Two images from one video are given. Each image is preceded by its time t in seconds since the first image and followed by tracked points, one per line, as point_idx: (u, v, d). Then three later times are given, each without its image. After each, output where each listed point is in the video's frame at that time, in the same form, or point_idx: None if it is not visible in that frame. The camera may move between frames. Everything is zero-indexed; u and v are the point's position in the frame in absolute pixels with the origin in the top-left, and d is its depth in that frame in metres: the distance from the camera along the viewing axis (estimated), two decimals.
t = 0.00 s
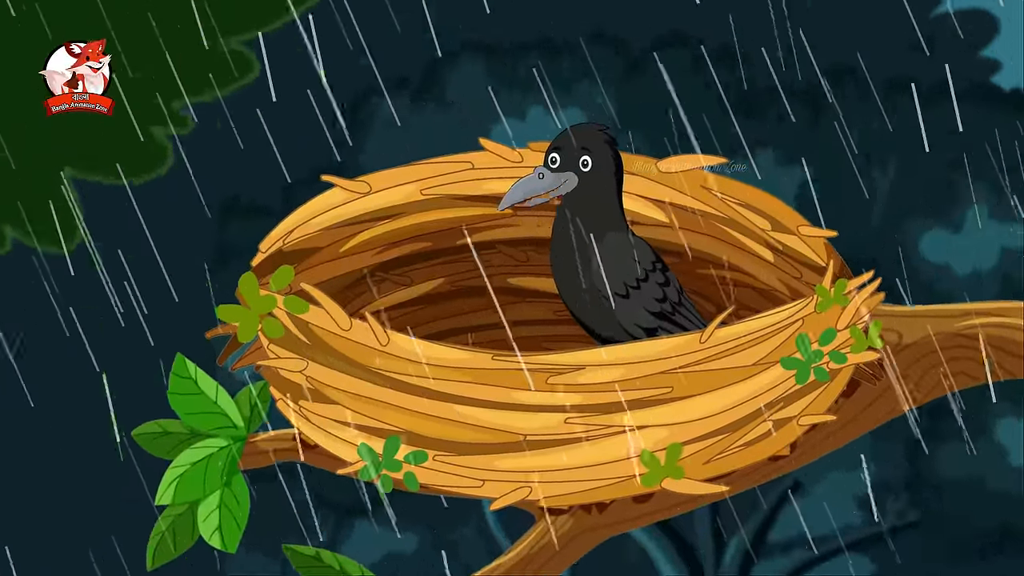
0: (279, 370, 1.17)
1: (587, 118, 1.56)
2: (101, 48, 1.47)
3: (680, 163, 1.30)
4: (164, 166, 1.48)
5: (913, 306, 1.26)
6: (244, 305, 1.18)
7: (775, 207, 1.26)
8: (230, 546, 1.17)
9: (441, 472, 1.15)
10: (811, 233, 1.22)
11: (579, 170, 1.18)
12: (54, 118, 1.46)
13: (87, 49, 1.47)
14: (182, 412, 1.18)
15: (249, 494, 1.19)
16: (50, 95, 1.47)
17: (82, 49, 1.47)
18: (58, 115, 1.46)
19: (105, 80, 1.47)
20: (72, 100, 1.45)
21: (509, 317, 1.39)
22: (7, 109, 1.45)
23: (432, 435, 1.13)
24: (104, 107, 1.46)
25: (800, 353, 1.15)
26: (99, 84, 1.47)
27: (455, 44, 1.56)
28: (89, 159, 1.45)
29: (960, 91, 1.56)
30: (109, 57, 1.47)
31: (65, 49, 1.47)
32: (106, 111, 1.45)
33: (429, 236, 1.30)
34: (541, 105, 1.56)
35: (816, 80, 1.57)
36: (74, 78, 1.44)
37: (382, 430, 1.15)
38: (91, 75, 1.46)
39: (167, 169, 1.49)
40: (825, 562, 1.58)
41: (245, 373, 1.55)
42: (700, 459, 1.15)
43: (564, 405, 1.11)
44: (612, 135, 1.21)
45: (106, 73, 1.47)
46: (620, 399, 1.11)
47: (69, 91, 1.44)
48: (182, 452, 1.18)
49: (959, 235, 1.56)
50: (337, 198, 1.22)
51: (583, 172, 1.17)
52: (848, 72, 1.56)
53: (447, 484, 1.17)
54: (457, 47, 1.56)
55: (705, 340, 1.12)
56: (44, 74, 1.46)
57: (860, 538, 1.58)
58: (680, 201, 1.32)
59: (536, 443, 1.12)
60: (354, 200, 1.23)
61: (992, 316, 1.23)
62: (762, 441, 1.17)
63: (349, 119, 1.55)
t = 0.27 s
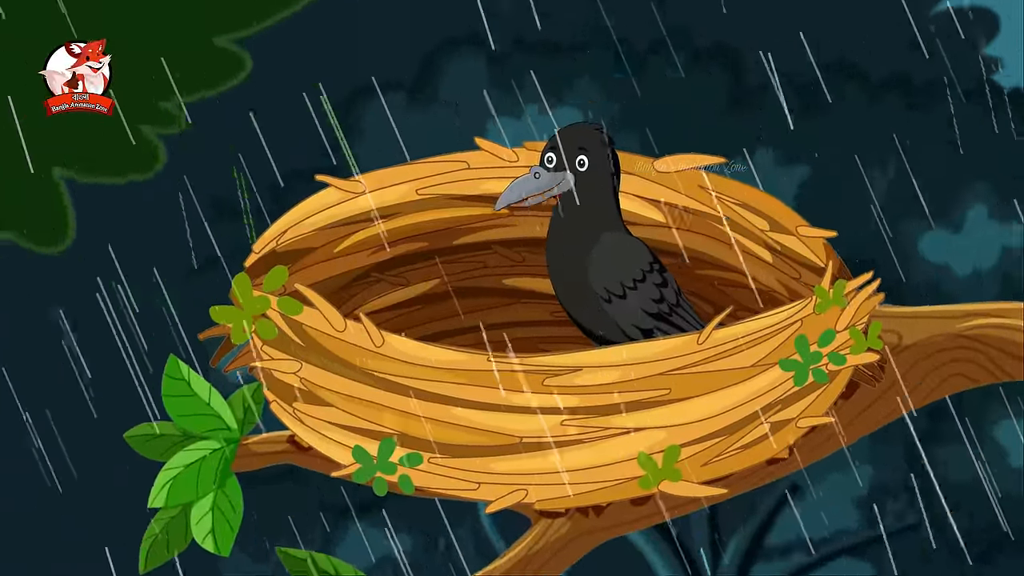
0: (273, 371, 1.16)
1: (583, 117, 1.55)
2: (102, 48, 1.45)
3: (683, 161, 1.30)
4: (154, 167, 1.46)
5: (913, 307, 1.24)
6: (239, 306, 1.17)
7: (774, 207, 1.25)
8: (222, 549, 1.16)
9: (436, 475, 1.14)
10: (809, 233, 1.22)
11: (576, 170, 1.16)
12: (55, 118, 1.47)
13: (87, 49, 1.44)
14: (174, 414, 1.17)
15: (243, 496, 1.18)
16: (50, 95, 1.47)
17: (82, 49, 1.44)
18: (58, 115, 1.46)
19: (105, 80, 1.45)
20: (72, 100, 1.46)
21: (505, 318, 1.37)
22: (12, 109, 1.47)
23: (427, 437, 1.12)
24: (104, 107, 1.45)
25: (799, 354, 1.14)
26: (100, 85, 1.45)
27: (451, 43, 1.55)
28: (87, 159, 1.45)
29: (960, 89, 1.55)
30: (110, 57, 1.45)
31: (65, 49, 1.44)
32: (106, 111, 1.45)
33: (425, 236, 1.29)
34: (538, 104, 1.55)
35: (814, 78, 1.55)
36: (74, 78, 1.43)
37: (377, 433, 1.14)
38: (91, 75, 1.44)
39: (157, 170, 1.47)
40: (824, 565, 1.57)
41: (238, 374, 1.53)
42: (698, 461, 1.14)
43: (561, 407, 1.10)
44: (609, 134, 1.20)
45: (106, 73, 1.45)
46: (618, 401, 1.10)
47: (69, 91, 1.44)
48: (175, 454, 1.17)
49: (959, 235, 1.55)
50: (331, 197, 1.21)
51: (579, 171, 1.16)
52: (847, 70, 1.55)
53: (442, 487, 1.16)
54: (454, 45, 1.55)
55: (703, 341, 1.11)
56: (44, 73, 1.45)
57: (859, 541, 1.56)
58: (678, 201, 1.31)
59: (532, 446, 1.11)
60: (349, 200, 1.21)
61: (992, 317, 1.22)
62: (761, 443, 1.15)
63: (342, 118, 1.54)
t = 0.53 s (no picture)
0: (266, 373, 1.15)
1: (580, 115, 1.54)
2: (102, 48, 1.46)
3: (678, 162, 1.28)
4: (147, 166, 1.44)
5: (913, 308, 1.23)
6: (231, 307, 1.16)
7: (772, 207, 1.24)
8: (216, 552, 1.15)
9: (431, 477, 1.13)
10: (807, 233, 1.19)
11: (572, 169, 1.15)
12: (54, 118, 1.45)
13: (87, 49, 1.45)
14: (166, 416, 1.16)
15: (236, 499, 1.16)
16: (50, 95, 1.45)
17: (82, 49, 1.45)
18: (58, 115, 1.44)
19: (105, 80, 1.46)
20: (72, 100, 1.44)
21: (501, 320, 1.36)
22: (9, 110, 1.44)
23: (422, 439, 1.11)
24: (104, 107, 1.44)
25: (797, 356, 1.12)
26: (100, 85, 1.46)
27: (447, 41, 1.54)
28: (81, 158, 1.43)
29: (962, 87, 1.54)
30: (109, 57, 1.45)
31: (65, 49, 1.45)
32: (106, 111, 1.44)
33: (419, 236, 1.28)
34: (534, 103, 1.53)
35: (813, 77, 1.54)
36: (74, 78, 1.44)
37: (371, 435, 1.13)
38: (91, 75, 1.45)
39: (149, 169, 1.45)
40: (822, 568, 1.55)
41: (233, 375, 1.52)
42: (695, 463, 1.13)
43: (557, 409, 1.09)
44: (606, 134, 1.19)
45: (106, 73, 1.46)
46: (615, 403, 1.09)
47: (69, 91, 1.43)
48: (168, 456, 1.16)
49: (959, 235, 1.54)
50: (325, 197, 1.19)
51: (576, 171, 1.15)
52: (846, 69, 1.54)
53: (437, 489, 1.15)
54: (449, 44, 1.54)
55: (701, 342, 1.10)
56: (43, 74, 1.44)
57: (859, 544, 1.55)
58: (675, 201, 1.30)
59: (528, 448, 1.10)
60: (343, 199, 1.20)
61: (994, 317, 1.20)
62: (758, 445, 1.15)
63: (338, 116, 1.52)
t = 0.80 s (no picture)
0: (260, 375, 1.13)
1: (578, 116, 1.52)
2: (102, 48, 1.45)
3: (675, 162, 1.26)
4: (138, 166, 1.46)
5: (913, 309, 1.22)
6: (224, 308, 1.14)
7: (771, 207, 1.23)
8: (209, 556, 1.14)
9: (426, 480, 1.12)
10: (806, 234, 1.18)
11: (569, 169, 1.14)
12: (55, 118, 1.42)
13: (87, 49, 1.45)
14: (159, 418, 1.15)
15: (229, 503, 1.15)
16: (50, 95, 1.42)
17: (82, 49, 1.44)
18: (58, 115, 1.42)
19: (104, 80, 1.45)
20: (72, 100, 1.42)
21: (497, 321, 1.35)
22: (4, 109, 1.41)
23: (416, 441, 1.10)
24: (104, 107, 1.44)
25: (796, 357, 1.11)
26: (100, 84, 1.45)
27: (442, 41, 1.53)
28: (75, 158, 1.42)
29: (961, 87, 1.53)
30: (109, 57, 1.45)
31: (65, 49, 1.43)
32: (105, 110, 1.44)
33: (414, 237, 1.27)
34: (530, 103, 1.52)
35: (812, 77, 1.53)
36: (74, 78, 1.42)
37: (366, 437, 1.12)
38: (91, 75, 1.44)
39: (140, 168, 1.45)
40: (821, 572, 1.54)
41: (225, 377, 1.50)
42: (693, 466, 1.12)
43: (553, 411, 1.08)
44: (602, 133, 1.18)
45: (106, 73, 1.45)
46: (611, 405, 1.07)
47: (69, 91, 1.41)
48: (160, 459, 1.15)
49: (958, 236, 1.52)
50: (319, 197, 1.18)
51: (572, 171, 1.14)
52: (846, 69, 1.53)
53: (432, 492, 1.14)
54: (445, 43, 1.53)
55: (699, 344, 1.09)
56: (44, 74, 1.42)
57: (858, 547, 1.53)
58: (672, 201, 1.29)
59: (524, 450, 1.09)
60: (337, 199, 1.19)
61: (992, 318, 1.20)
62: (756, 448, 1.14)
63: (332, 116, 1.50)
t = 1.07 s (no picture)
0: (253, 376, 1.12)
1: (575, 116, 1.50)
2: (102, 48, 1.41)
3: (673, 161, 1.27)
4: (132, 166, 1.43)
5: (912, 311, 1.21)
6: (217, 310, 1.14)
7: (769, 208, 1.22)
8: (201, 559, 1.13)
9: (422, 482, 1.11)
10: (804, 234, 1.19)
11: (566, 169, 1.13)
12: (55, 118, 1.42)
13: (87, 49, 1.41)
14: (151, 420, 1.13)
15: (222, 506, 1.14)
16: (50, 95, 1.42)
17: (83, 49, 1.41)
18: (57, 115, 1.41)
19: (105, 80, 1.41)
20: (71, 100, 1.40)
21: (493, 321, 1.33)
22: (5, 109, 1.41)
23: (411, 443, 1.09)
24: (105, 107, 1.41)
25: (794, 359, 1.10)
26: (100, 85, 1.41)
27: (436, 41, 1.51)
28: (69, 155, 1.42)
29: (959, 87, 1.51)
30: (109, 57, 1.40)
31: (65, 49, 1.41)
32: (106, 111, 1.41)
33: (410, 237, 1.26)
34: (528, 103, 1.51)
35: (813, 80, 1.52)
36: (74, 78, 1.40)
37: (361, 440, 1.11)
38: (91, 75, 1.40)
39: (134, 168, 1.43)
40: None
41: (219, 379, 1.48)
42: (690, 468, 1.11)
43: (550, 413, 1.06)
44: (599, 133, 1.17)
45: (107, 73, 1.41)
46: (608, 407, 1.07)
47: (68, 91, 1.40)
48: (152, 461, 1.14)
49: (959, 236, 1.51)
50: (313, 198, 1.18)
51: (569, 170, 1.13)
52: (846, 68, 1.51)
53: (428, 495, 1.13)
54: (438, 44, 1.51)
55: (696, 345, 1.08)
56: (44, 73, 1.41)
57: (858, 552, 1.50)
58: (670, 201, 1.28)
59: (520, 453, 1.08)
60: (331, 200, 1.19)
61: (992, 319, 1.19)
62: (755, 450, 1.12)
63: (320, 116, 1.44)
